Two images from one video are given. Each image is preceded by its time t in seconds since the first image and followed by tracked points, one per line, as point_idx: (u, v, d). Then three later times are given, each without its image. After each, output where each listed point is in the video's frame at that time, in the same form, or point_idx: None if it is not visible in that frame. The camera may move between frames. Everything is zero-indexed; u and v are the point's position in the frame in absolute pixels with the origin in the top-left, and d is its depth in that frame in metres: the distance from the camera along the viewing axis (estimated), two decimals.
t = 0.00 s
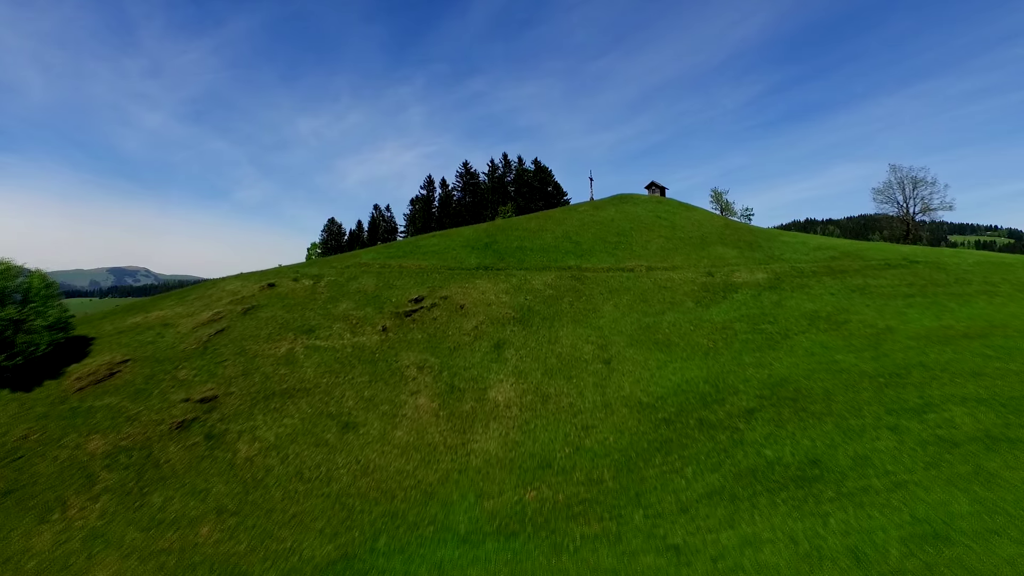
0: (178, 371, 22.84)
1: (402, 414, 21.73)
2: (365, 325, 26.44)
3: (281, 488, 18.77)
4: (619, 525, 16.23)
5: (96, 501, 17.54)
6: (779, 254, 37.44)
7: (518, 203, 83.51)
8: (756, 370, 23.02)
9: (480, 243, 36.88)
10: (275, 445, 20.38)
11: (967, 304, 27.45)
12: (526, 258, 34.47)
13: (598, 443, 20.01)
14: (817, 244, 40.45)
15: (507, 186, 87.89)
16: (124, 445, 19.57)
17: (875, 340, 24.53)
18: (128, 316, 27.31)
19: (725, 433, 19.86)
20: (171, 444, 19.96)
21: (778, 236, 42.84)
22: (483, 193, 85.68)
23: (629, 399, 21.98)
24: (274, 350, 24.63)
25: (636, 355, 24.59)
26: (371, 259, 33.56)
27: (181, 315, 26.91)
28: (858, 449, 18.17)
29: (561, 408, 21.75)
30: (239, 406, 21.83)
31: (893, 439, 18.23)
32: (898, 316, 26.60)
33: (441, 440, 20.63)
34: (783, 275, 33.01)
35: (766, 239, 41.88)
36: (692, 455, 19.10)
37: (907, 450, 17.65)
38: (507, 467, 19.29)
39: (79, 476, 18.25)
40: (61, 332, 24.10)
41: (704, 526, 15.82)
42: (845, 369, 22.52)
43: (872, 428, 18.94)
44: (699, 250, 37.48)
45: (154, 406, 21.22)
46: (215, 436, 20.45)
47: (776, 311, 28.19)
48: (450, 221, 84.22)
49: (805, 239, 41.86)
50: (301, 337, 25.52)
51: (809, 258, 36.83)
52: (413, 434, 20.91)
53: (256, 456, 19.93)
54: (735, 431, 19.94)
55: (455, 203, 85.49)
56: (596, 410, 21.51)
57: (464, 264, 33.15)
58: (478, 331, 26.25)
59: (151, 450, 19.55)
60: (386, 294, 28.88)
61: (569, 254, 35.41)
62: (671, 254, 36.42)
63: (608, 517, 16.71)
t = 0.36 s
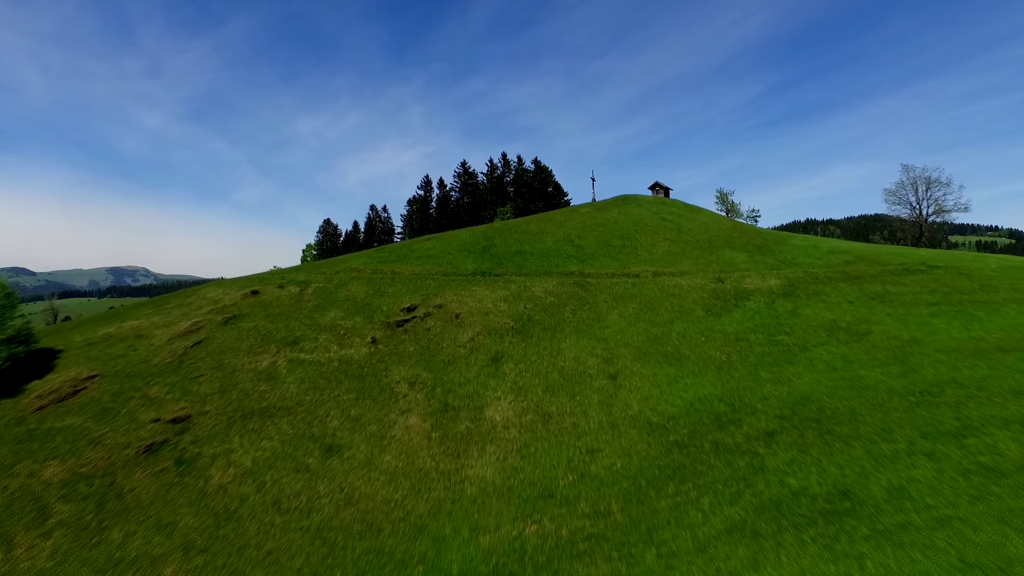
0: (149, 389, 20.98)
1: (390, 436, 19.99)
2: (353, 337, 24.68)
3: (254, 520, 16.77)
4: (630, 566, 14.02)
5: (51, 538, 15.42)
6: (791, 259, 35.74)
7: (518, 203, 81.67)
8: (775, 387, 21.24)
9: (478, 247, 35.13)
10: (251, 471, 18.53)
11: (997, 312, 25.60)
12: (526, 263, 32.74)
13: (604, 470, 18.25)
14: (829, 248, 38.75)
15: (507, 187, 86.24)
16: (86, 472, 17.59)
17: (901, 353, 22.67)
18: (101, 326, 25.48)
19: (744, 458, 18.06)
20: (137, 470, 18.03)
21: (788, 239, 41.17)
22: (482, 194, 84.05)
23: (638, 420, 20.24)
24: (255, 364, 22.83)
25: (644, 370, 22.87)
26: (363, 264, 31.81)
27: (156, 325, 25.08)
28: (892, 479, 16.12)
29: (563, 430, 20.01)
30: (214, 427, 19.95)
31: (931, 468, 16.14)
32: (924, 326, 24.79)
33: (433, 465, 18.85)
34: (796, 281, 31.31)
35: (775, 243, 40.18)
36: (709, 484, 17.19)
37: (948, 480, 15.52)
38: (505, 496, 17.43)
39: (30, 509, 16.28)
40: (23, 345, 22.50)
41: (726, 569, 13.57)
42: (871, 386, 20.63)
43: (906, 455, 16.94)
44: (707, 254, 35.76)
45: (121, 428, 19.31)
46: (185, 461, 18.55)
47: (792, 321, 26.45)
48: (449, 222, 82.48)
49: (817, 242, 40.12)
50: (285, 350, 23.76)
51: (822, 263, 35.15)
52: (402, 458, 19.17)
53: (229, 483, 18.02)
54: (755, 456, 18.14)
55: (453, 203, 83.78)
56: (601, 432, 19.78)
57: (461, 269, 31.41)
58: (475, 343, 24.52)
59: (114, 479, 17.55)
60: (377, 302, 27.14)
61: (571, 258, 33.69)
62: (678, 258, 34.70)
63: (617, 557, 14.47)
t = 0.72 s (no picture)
0: (115, 409, 19.04)
1: (378, 462, 18.21)
2: (341, 350, 22.95)
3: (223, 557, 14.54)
4: None
5: None
6: (804, 264, 34.08)
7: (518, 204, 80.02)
8: (796, 407, 19.46)
9: (475, 251, 33.43)
10: (222, 502, 16.50)
11: None
12: (526, 268, 31.05)
13: (613, 501, 16.38)
14: (843, 252, 37.02)
15: (507, 188, 84.64)
16: (37, 506, 15.38)
17: (932, 367, 20.86)
18: (70, 338, 23.63)
19: (766, 488, 16.17)
20: (96, 502, 15.89)
21: (798, 243, 39.52)
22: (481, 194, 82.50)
23: (649, 443, 18.50)
24: (233, 380, 21.03)
25: (653, 387, 21.15)
26: (353, 270, 30.11)
27: (129, 336, 23.25)
28: (936, 515, 14.07)
29: (567, 455, 18.25)
30: (184, 452, 18.02)
31: (979, 503, 14.12)
32: (954, 337, 23.00)
33: (423, 495, 16.97)
34: (812, 288, 29.60)
35: (786, 246, 38.47)
36: (730, 519, 15.19)
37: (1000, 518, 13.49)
38: (502, 532, 15.45)
39: None
40: None
41: None
42: (903, 404, 18.77)
43: (948, 485, 14.95)
44: (716, 258, 34.07)
45: (81, 453, 17.28)
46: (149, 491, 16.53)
47: (810, 332, 24.68)
48: (447, 223, 80.82)
49: (829, 246, 38.44)
50: (266, 364, 22.02)
51: (836, 268, 33.43)
52: (389, 487, 17.33)
53: (197, 516, 15.93)
54: (779, 486, 16.27)
55: (452, 204, 82.08)
56: (608, 457, 18.07)
57: (457, 275, 29.72)
58: (471, 356, 22.81)
59: (71, 513, 15.39)
60: (367, 312, 25.43)
61: (573, 263, 31.98)
62: (686, 263, 33.00)
63: None
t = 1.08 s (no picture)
0: (74, 434, 17.12)
1: (362, 494, 16.32)
2: (326, 366, 21.21)
3: None
4: None
5: None
6: (818, 270, 32.40)
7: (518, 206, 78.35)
8: (823, 431, 17.66)
9: (472, 256, 31.75)
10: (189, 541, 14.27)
11: None
12: (526, 275, 29.35)
13: (624, 540, 14.40)
14: (857, 257, 35.33)
15: (507, 189, 83.03)
16: None
17: (969, 384, 19.01)
18: (34, 352, 21.79)
19: (794, 526, 14.25)
20: (44, 544, 13.78)
21: (811, 247, 37.87)
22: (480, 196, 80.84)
23: (662, 473, 16.75)
24: (208, 400, 19.20)
25: (664, 408, 19.44)
26: (343, 278, 28.41)
27: (98, 351, 21.43)
28: (993, 564, 12.12)
29: (572, 487, 16.43)
30: (150, 483, 16.03)
31: None
32: (989, 350, 21.18)
33: (413, 532, 14.96)
34: (829, 296, 27.92)
35: (798, 251, 36.79)
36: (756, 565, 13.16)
37: None
38: None
39: None
40: None
41: None
42: (941, 428, 16.89)
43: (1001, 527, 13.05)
44: (726, 264, 32.39)
45: (31, 486, 15.28)
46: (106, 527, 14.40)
47: (832, 345, 22.90)
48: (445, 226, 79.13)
49: (843, 251, 36.79)
50: (245, 382, 20.25)
51: (853, 274, 31.72)
52: (376, 523, 15.34)
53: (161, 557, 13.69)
54: (808, 524, 14.36)
55: (450, 205, 80.42)
56: (618, 488, 16.26)
57: (453, 283, 28.04)
58: (466, 373, 21.09)
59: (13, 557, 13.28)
60: (356, 323, 23.72)
61: (576, 269, 30.30)
62: (695, 269, 31.32)
63: None
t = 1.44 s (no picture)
0: (23, 467, 15.19)
1: (344, 536, 14.30)
2: (309, 388, 19.46)
3: None
4: None
5: None
6: (834, 278, 30.74)
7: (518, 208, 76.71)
8: (854, 463, 15.89)
9: (469, 263, 30.08)
10: None
11: None
12: (526, 284, 27.66)
13: None
14: (874, 263, 33.62)
15: (506, 191, 81.43)
16: None
17: (1014, 408, 17.19)
18: None
19: None
20: None
21: (824, 253, 36.18)
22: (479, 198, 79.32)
23: (678, 510, 14.94)
24: (178, 426, 17.38)
25: (678, 435, 17.75)
26: (332, 287, 26.73)
27: (62, 370, 19.65)
28: None
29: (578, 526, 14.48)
30: (107, 524, 13.95)
31: None
32: None
33: None
34: (848, 306, 26.23)
35: (811, 256, 35.12)
36: None
37: None
38: None
39: None
40: None
41: None
42: (989, 461, 15.05)
43: None
44: (737, 271, 30.71)
45: None
46: None
47: (856, 363, 21.13)
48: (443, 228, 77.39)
49: (858, 257, 35.11)
50: (220, 405, 18.47)
51: (871, 282, 30.02)
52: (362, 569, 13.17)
53: None
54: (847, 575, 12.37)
55: (448, 207, 78.75)
56: (628, 529, 14.32)
57: (449, 293, 26.37)
58: (462, 395, 19.39)
59: None
60: (343, 338, 22.04)
61: (579, 277, 28.64)
62: (705, 277, 29.63)
63: None
